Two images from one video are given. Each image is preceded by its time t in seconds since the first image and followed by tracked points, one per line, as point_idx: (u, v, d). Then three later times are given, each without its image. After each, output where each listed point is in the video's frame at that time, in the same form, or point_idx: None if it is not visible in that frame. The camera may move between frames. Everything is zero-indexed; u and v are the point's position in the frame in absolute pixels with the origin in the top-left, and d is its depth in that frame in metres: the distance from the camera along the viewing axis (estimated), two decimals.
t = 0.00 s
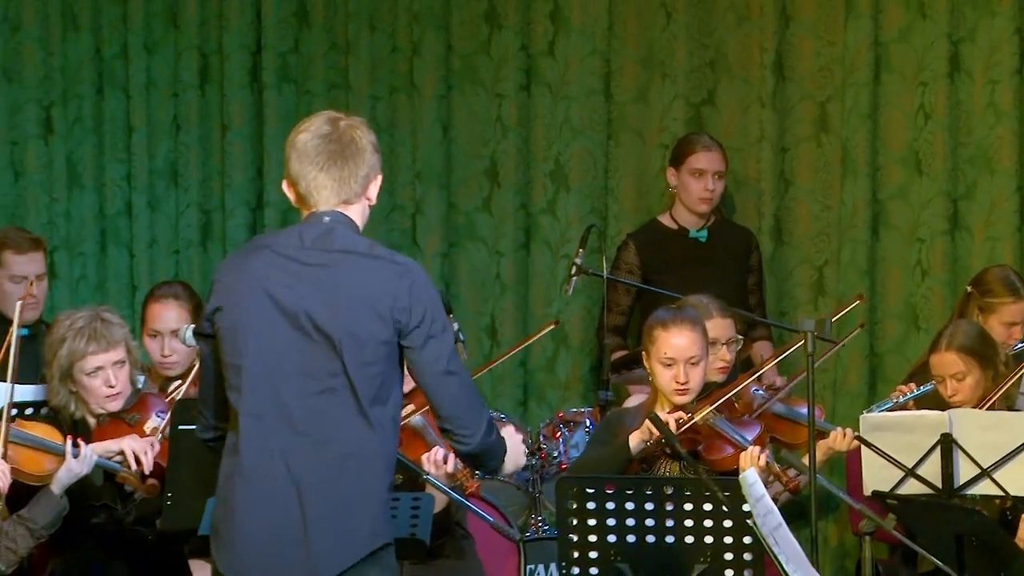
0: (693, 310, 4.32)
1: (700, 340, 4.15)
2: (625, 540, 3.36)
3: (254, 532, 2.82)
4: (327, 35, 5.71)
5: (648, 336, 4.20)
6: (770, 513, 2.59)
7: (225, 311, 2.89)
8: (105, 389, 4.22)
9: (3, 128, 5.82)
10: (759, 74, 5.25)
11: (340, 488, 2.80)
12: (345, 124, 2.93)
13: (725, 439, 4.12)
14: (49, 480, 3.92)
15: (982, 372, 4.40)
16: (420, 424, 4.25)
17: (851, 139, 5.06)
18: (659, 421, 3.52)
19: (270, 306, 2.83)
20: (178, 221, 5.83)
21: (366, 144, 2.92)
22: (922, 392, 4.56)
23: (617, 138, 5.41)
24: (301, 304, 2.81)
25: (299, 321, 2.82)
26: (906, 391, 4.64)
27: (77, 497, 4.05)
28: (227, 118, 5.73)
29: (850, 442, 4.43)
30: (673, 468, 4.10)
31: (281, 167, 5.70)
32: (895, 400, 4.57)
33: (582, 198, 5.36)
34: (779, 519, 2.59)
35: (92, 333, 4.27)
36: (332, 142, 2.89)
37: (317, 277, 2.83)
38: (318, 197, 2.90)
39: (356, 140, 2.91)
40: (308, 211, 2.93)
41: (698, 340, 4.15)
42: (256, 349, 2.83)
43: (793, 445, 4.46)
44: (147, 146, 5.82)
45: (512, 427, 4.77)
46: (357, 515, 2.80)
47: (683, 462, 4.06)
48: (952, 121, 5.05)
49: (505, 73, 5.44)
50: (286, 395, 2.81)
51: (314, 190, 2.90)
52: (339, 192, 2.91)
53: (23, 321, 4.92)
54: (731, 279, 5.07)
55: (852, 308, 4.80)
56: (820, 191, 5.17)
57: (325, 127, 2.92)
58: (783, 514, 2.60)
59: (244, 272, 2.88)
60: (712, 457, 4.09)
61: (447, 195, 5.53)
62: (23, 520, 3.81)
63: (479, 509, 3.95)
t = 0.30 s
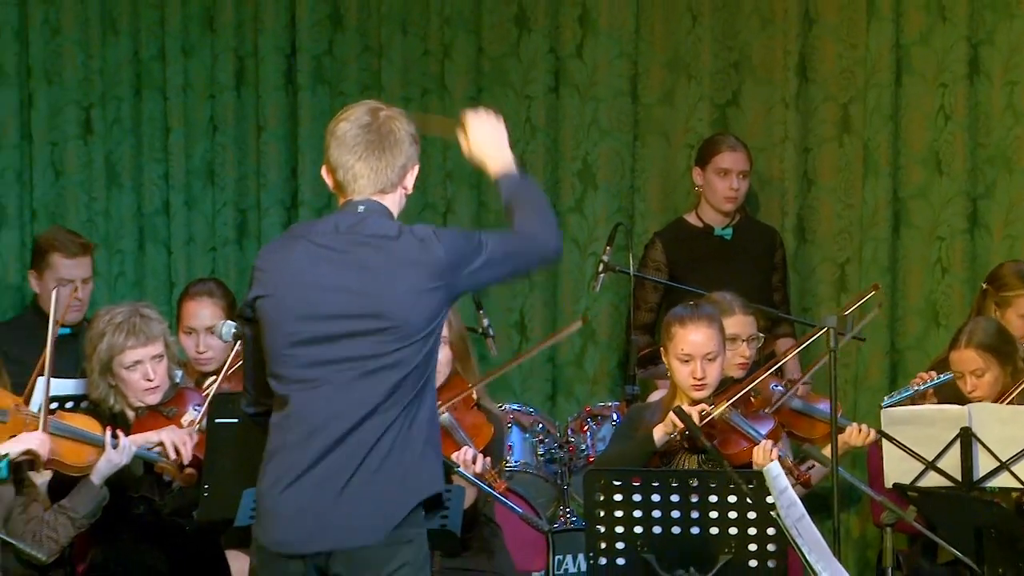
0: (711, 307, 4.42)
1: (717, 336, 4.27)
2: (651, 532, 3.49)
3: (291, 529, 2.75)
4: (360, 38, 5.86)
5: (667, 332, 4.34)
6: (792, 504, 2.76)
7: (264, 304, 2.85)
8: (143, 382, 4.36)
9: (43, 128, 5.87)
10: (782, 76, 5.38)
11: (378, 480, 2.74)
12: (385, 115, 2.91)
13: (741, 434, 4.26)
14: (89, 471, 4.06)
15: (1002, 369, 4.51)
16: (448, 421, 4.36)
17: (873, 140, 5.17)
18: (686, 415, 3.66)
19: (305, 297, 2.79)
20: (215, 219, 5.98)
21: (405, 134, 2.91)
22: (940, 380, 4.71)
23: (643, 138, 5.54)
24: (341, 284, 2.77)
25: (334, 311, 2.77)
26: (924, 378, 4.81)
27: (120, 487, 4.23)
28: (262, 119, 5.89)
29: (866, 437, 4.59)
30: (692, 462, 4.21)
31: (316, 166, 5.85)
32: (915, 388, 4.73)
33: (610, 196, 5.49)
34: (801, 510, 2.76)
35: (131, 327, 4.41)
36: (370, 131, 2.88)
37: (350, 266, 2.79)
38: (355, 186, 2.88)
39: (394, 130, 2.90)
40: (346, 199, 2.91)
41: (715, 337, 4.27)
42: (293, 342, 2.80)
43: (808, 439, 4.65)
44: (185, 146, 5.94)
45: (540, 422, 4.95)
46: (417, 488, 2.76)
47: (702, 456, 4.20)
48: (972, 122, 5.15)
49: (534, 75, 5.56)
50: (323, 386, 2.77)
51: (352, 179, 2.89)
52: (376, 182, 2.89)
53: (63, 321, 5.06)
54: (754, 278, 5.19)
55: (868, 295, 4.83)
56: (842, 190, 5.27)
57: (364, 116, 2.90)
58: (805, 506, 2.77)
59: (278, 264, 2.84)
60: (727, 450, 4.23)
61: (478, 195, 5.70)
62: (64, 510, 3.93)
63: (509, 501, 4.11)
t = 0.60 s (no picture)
0: (731, 305, 4.58)
1: (737, 333, 4.44)
2: (675, 523, 3.66)
3: (320, 511, 2.85)
4: (394, 44, 6.04)
5: (689, 329, 4.50)
6: (811, 495, 2.98)
7: (298, 294, 2.96)
8: (183, 377, 4.55)
9: (86, 132, 6.10)
10: (802, 80, 5.54)
11: (400, 470, 2.83)
12: (418, 118, 3.02)
13: (761, 429, 4.40)
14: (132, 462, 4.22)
15: (1016, 364, 4.64)
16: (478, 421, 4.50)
17: (891, 142, 5.32)
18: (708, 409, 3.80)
19: (338, 289, 2.89)
20: (252, 220, 6.15)
21: (437, 137, 3.01)
22: (952, 365, 4.84)
23: (667, 140, 5.70)
24: (373, 279, 2.88)
25: (365, 304, 2.87)
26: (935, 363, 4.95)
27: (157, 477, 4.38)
28: (299, 122, 6.07)
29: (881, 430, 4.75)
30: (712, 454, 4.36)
31: (350, 168, 6.04)
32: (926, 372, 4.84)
33: (635, 196, 5.66)
34: (820, 501, 2.97)
35: (171, 324, 4.60)
36: (404, 133, 2.98)
37: (383, 261, 2.89)
38: (388, 185, 2.98)
39: (429, 133, 3.01)
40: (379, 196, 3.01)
41: (735, 334, 4.43)
42: (326, 334, 2.90)
43: (825, 433, 4.81)
44: (224, 149, 6.14)
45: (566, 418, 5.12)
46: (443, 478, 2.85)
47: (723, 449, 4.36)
48: (987, 126, 5.30)
49: (562, 79, 5.72)
50: (353, 376, 2.86)
51: (384, 179, 2.99)
52: (408, 182, 2.99)
53: (105, 318, 5.30)
54: (775, 277, 5.34)
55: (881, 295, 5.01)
56: (862, 192, 5.44)
57: (397, 118, 3.01)
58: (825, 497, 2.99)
59: (316, 258, 2.96)
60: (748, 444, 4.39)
61: (507, 195, 5.88)
62: (106, 500, 4.08)
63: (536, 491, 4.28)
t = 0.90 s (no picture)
0: (761, 304, 4.75)
1: (767, 332, 4.61)
2: (707, 513, 3.84)
3: (348, 505, 3.10)
4: (433, 50, 6.24)
5: (720, 327, 4.66)
6: (837, 487, 3.33)
7: (341, 298, 3.20)
8: (233, 375, 4.76)
9: (136, 135, 6.21)
10: (828, 85, 5.72)
11: (425, 475, 3.08)
12: (459, 149, 3.29)
13: (790, 424, 4.56)
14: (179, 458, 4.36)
15: None
16: (514, 422, 4.62)
17: (915, 145, 5.47)
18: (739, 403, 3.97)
19: (381, 299, 3.14)
20: (297, 220, 6.38)
21: (479, 168, 3.29)
22: (964, 365, 4.95)
23: (698, 144, 5.88)
24: (415, 294, 3.13)
25: (405, 315, 3.12)
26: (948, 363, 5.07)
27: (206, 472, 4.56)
28: (341, 126, 6.28)
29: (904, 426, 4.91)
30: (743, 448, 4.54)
31: (391, 170, 6.25)
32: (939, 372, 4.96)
33: (667, 198, 5.85)
34: (846, 493, 3.33)
35: (222, 323, 4.81)
36: (448, 162, 3.26)
37: (425, 277, 3.14)
38: (429, 210, 3.25)
39: (471, 164, 3.28)
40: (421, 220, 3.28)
41: (765, 332, 4.61)
42: (367, 338, 3.13)
43: (851, 428, 4.96)
44: (269, 152, 6.34)
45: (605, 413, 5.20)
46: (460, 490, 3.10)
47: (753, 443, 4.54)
48: (1009, 129, 5.43)
49: (596, 84, 5.92)
50: (392, 381, 3.10)
51: (426, 203, 3.26)
52: (449, 207, 3.26)
53: (158, 317, 5.58)
54: (803, 277, 5.51)
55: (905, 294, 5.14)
56: (887, 193, 5.61)
57: (441, 148, 3.28)
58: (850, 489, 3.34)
59: (362, 269, 3.21)
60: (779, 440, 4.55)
61: (543, 196, 6.04)
62: (154, 495, 4.23)
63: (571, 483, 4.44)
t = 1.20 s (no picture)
0: (786, 301, 4.95)
1: (793, 329, 4.80)
2: (732, 502, 4.03)
3: (393, 500, 3.14)
4: (468, 55, 6.45)
5: (749, 322, 4.86)
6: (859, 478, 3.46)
7: (369, 293, 3.24)
8: (275, 368, 4.96)
9: (179, 137, 6.42)
10: (851, 88, 5.89)
11: (466, 460, 3.12)
12: (477, 125, 3.28)
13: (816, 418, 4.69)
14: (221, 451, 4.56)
15: None
16: (543, 412, 4.78)
17: (934, 148, 5.65)
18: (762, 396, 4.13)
19: (407, 290, 3.17)
20: (335, 220, 6.58)
21: (496, 143, 3.27)
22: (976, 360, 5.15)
23: (725, 146, 6.07)
24: (439, 280, 3.15)
25: (431, 304, 3.14)
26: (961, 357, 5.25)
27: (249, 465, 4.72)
28: (379, 127, 6.49)
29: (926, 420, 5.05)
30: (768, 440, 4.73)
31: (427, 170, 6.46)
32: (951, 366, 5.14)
33: (694, 198, 6.06)
34: (867, 484, 3.45)
35: (265, 319, 4.99)
36: (465, 141, 3.25)
37: (448, 265, 3.16)
38: (450, 190, 3.25)
39: (488, 140, 3.26)
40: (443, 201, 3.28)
41: (791, 329, 4.80)
42: (398, 332, 3.17)
43: (873, 421, 5.14)
44: (308, 152, 6.53)
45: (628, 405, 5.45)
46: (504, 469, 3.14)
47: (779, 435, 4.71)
48: None
49: (625, 88, 6.14)
50: (424, 370, 3.13)
51: (447, 184, 3.27)
52: (470, 187, 3.26)
53: (199, 313, 5.81)
54: (826, 275, 5.69)
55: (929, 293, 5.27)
56: (907, 194, 5.77)
57: (459, 126, 3.28)
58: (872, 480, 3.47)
59: (386, 262, 3.24)
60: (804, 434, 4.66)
61: (573, 196, 6.25)
62: (197, 485, 4.36)
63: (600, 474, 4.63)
